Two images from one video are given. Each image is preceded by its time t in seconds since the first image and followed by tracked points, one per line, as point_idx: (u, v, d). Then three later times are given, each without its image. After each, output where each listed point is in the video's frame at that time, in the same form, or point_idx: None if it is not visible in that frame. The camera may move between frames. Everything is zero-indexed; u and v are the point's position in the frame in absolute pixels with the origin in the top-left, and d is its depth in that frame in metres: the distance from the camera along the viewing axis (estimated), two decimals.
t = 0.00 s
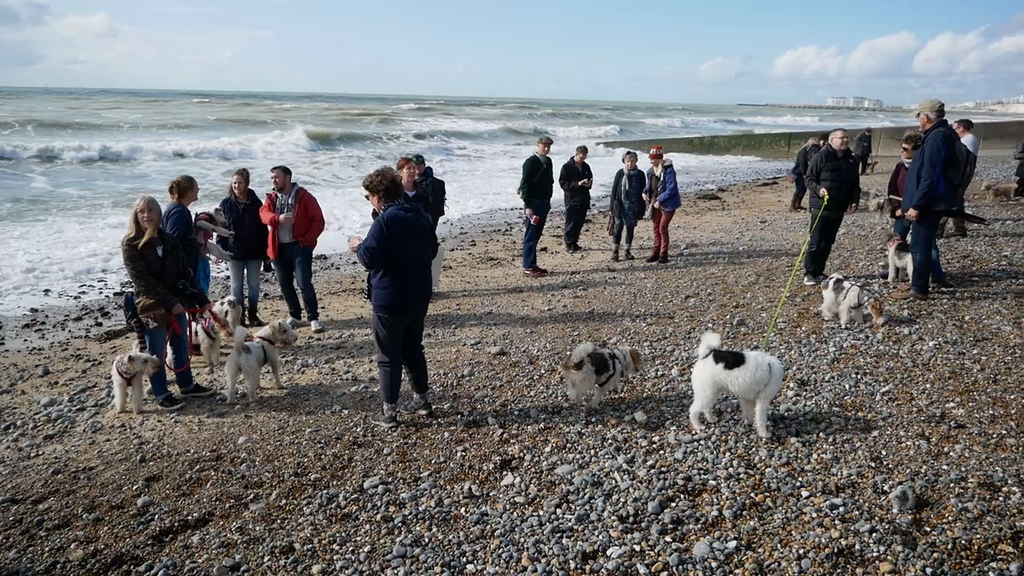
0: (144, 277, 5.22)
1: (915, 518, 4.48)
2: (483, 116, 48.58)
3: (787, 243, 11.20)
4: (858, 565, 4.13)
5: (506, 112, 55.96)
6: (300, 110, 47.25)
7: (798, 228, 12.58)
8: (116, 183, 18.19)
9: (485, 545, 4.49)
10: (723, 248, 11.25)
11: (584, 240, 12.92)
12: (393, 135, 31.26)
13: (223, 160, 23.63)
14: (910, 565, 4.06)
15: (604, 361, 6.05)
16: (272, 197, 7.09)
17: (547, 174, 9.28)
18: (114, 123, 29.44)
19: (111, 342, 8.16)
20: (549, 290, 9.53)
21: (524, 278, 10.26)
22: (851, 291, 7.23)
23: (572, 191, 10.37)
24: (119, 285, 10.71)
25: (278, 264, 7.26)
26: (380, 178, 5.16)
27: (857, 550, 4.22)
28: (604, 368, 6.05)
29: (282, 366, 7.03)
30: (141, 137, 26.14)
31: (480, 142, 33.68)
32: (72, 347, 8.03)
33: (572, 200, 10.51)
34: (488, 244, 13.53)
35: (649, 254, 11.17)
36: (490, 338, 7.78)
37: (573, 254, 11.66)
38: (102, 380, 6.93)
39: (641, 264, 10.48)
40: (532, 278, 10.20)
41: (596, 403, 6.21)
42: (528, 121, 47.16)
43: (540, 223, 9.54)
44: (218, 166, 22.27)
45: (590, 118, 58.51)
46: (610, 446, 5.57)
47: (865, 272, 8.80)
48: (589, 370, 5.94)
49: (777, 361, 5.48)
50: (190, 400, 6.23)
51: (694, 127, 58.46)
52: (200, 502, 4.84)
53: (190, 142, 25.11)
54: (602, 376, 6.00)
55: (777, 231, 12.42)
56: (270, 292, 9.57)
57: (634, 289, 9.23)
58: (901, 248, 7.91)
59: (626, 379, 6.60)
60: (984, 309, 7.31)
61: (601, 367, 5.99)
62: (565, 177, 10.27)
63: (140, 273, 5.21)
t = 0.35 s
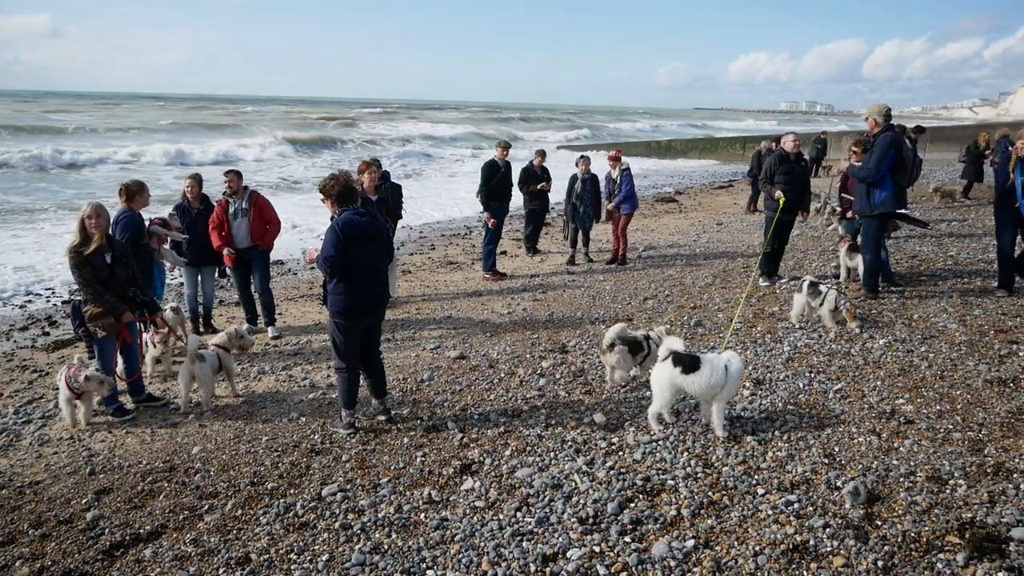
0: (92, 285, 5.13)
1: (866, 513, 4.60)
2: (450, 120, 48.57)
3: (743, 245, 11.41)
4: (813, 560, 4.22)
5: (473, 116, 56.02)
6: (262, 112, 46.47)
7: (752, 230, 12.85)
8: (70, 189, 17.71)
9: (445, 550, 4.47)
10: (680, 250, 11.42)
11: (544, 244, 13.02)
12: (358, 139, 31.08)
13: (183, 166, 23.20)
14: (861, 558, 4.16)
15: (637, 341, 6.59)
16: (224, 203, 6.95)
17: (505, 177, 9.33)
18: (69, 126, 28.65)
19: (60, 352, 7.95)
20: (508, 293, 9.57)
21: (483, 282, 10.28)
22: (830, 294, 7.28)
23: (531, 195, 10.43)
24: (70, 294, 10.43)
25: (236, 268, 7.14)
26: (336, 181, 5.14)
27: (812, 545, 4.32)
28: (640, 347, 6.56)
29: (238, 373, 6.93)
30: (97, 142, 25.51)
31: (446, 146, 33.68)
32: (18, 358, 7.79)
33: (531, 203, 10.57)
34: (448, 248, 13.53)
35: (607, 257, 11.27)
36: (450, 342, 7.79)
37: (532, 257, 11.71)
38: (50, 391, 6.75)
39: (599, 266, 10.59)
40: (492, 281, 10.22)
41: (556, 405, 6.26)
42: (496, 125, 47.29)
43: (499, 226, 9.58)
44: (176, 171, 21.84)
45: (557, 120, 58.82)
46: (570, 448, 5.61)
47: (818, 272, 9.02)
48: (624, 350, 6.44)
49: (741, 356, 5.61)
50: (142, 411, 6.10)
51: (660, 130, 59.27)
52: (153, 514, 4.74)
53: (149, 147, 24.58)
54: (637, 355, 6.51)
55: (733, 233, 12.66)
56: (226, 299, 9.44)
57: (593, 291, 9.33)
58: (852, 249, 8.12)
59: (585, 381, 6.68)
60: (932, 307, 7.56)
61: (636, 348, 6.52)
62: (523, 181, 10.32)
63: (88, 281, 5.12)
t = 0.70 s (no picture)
0: (42, 296, 5.00)
1: (826, 508, 4.69)
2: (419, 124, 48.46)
3: (704, 246, 11.58)
4: (774, 556, 4.27)
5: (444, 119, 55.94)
6: (227, 116, 45.74)
7: (713, 231, 13.05)
8: (25, 196, 17.22)
9: (410, 557, 4.44)
10: (643, 252, 11.55)
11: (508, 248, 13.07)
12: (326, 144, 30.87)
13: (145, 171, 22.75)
14: (822, 553, 4.23)
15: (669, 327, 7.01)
16: (178, 212, 6.91)
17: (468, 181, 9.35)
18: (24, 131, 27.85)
19: (11, 364, 7.73)
20: (472, 297, 9.58)
21: (447, 286, 10.27)
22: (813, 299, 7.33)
23: (493, 199, 10.44)
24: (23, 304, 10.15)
25: (194, 276, 7.16)
26: (295, 186, 5.08)
27: (773, 542, 4.38)
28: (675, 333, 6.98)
29: (197, 383, 6.83)
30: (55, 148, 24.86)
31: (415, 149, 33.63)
32: None
33: (494, 207, 10.59)
34: (412, 253, 13.50)
35: (570, 260, 11.35)
36: (414, 347, 7.77)
37: (496, 261, 11.74)
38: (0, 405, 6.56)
39: (563, 269, 10.66)
40: (456, 285, 10.22)
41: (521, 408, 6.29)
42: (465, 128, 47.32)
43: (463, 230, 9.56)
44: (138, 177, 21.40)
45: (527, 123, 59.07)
46: (534, 451, 5.63)
47: (777, 273, 9.19)
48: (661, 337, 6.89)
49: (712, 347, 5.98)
50: (98, 424, 5.97)
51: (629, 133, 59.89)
52: (108, 529, 4.64)
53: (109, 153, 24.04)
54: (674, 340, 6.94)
55: (695, 235, 12.85)
56: (186, 307, 9.28)
57: (557, 294, 9.39)
58: (810, 249, 8.28)
59: (549, 385, 6.72)
60: (887, 306, 7.76)
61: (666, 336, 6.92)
62: (486, 185, 10.32)
63: (38, 291, 4.99)
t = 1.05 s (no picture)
0: None
1: (786, 506, 4.77)
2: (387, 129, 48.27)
3: (666, 250, 11.73)
4: (736, 555, 4.33)
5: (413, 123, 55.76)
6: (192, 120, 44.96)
7: (674, 235, 13.23)
8: None
9: (374, 567, 4.40)
10: (606, 256, 11.65)
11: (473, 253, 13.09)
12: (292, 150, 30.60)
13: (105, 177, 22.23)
14: (782, 551, 4.30)
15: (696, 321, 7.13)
16: (133, 219, 6.78)
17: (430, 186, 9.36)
18: None
19: None
20: (436, 303, 9.59)
21: (411, 292, 10.24)
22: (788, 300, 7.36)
23: (456, 205, 10.46)
24: None
25: (151, 284, 7.05)
26: (254, 192, 5.03)
27: (735, 541, 4.44)
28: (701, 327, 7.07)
29: (155, 395, 6.71)
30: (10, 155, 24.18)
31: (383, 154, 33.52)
32: None
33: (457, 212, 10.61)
34: (374, 259, 13.45)
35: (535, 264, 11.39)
36: (377, 354, 7.74)
37: (460, 266, 11.74)
38: None
39: (527, 274, 10.71)
40: (419, 291, 10.19)
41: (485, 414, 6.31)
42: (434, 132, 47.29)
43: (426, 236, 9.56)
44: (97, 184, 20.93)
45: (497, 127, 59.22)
46: (498, 457, 5.65)
47: (737, 275, 9.35)
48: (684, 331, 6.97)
49: (721, 341, 6.36)
50: (51, 439, 5.84)
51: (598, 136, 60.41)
52: (62, 547, 4.53)
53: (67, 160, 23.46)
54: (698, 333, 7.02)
55: (657, 238, 13.01)
56: (144, 317, 9.11)
57: (521, 299, 9.44)
58: (768, 251, 8.44)
59: (513, 389, 6.74)
60: (844, 306, 7.95)
61: (697, 325, 6.89)
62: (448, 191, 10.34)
63: None
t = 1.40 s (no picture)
0: None
1: (747, 504, 4.85)
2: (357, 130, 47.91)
3: (630, 251, 11.84)
4: (699, 553, 4.40)
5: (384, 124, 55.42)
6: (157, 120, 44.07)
7: (638, 236, 13.36)
8: None
9: (337, 573, 4.36)
10: (570, 258, 11.73)
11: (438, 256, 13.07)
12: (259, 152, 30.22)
13: (65, 178, 21.68)
14: (743, 548, 4.38)
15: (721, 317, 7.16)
16: (95, 221, 6.67)
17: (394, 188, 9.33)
18: None
19: None
20: (400, 305, 9.57)
21: (374, 295, 10.17)
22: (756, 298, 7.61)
23: (421, 207, 10.44)
24: None
25: (109, 289, 6.91)
26: (212, 194, 4.96)
27: (697, 540, 4.51)
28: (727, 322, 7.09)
29: (111, 403, 6.61)
30: None
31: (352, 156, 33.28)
32: None
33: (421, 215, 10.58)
34: (337, 262, 13.35)
35: (501, 266, 11.42)
36: (340, 358, 7.70)
37: (424, 269, 11.71)
38: None
39: (491, 276, 10.73)
40: (383, 294, 10.14)
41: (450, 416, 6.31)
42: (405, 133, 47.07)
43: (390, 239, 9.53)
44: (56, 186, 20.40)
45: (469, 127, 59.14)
46: (463, 460, 5.66)
47: (700, 276, 9.49)
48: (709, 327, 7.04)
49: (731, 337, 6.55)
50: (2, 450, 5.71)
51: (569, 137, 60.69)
52: (15, 560, 4.42)
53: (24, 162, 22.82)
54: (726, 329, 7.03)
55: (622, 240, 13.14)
56: (102, 323, 8.93)
57: (486, 301, 9.46)
58: (730, 252, 8.57)
59: (478, 392, 6.76)
60: (803, 307, 8.12)
61: (720, 320, 6.97)
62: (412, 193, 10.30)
63: None
